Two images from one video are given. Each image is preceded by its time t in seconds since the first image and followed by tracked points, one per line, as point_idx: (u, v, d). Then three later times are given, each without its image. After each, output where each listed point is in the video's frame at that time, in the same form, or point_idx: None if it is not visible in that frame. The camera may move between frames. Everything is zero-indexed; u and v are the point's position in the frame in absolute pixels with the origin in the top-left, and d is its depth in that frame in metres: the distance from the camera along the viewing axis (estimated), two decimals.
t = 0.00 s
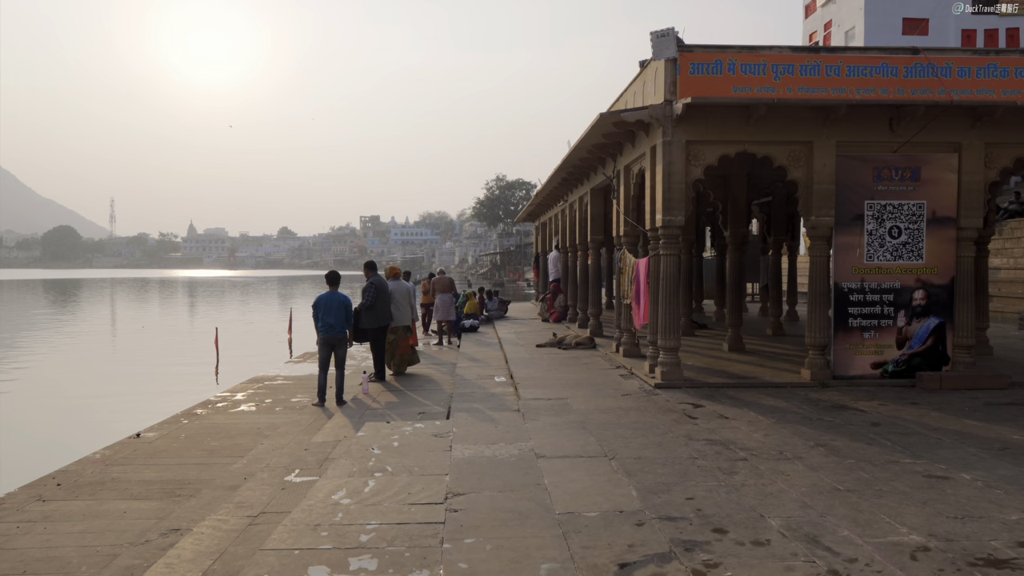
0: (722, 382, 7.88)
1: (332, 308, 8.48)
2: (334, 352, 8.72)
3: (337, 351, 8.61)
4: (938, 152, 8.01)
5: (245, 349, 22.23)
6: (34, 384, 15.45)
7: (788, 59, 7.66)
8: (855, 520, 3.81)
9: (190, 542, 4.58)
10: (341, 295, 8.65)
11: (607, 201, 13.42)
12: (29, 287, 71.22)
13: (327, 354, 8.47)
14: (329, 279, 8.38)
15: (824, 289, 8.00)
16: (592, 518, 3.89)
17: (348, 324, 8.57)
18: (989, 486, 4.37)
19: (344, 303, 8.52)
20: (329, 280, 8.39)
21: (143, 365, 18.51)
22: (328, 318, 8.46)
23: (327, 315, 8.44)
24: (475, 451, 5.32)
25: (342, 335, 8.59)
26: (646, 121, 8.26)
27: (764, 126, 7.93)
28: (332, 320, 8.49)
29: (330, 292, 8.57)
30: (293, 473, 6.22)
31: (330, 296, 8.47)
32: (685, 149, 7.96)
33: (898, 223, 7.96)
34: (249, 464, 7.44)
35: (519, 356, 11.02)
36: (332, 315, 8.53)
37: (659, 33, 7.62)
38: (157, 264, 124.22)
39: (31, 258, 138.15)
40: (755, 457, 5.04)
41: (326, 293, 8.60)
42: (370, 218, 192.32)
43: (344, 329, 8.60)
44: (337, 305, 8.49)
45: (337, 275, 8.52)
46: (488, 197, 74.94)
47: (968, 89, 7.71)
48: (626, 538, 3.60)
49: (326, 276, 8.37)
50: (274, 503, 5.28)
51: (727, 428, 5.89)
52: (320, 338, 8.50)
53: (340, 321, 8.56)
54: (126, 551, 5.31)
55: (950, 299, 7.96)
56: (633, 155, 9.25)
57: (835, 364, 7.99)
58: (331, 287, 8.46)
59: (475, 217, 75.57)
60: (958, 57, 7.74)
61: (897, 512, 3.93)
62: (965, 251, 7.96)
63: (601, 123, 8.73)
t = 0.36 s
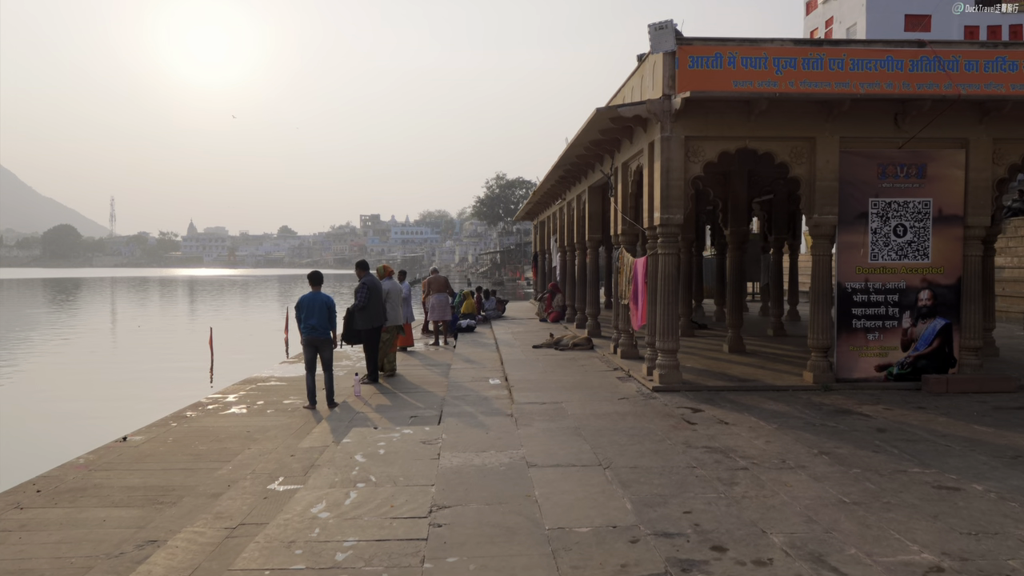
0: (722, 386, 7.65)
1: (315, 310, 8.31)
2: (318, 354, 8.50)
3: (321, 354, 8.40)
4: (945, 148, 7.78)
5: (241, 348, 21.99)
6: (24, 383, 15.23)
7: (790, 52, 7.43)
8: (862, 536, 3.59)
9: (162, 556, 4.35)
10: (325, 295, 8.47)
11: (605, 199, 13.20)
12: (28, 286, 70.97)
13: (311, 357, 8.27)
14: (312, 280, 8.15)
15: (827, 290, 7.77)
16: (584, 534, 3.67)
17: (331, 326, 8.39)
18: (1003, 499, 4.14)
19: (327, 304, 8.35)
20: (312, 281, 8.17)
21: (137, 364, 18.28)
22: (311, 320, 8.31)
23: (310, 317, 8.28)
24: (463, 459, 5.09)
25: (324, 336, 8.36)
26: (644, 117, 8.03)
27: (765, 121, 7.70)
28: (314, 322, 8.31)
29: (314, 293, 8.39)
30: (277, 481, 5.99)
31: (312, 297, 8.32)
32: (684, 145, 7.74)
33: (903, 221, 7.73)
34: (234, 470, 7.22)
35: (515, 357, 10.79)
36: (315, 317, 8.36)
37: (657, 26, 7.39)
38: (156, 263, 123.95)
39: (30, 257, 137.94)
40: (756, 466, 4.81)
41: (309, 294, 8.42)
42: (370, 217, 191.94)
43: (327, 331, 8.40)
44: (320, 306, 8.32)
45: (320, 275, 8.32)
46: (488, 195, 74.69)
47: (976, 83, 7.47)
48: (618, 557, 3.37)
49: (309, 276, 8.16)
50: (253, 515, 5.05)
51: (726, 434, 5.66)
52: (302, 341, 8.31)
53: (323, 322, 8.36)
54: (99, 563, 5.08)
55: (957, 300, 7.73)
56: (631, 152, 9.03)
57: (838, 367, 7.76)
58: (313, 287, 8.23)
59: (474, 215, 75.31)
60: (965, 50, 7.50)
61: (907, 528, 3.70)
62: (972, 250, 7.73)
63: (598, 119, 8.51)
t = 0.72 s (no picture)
0: (723, 387, 7.43)
1: (300, 309, 8.15)
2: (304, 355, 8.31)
3: (309, 354, 8.20)
4: (953, 143, 7.55)
5: (236, 347, 21.73)
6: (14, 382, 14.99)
7: (794, 44, 7.20)
8: (875, 552, 3.36)
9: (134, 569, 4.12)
10: (310, 294, 8.31)
11: (604, 196, 12.98)
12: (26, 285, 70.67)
13: (298, 358, 8.07)
14: (296, 279, 7.97)
15: (832, 289, 7.54)
16: (577, 549, 3.44)
17: (317, 325, 8.21)
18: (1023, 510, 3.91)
19: (313, 303, 8.20)
20: (295, 280, 7.96)
21: (130, 364, 18.03)
22: (296, 320, 8.13)
23: (295, 317, 8.13)
24: (453, 466, 4.86)
25: (311, 336, 8.17)
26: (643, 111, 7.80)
27: (768, 116, 7.48)
28: (299, 322, 8.13)
29: (298, 293, 8.22)
30: (262, 487, 5.76)
31: (296, 297, 8.16)
32: (685, 140, 7.50)
33: (911, 218, 7.50)
34: (221, 475, 6.99)
35: (512, 358, 10.57)
36: (300, 317, 8.17)
37: (656, 16, 7.17)
38: (156, 262, 123.65)
39: (29, 255, 137.67)
40: (760, 474, 4.59)
41: (294, 293, 8.25)
42: (370, 216, 191.57)
43: (314, 331, 8.21)
44: (306, 306, 8.15)
45: (304, 274, 8.14)
46: (487, 194, 74.43)
47: (986, 76, 7.25)
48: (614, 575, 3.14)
49: (292, 275, 7.97)
50: (234, 524, 4.81)
51: (728, 439, 5.44)
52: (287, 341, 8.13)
53: (308, 322, 8.18)
54: (72, 573, 4.85)
55: (966, 299, 7.50)
56: (630, 147, 8.80)
57: (844, 369, 7.53)
58: (297, 287, 8.04)
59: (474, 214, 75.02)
60: (975, 42, 7.27)
61: (923, 542, 3.48)
62: (981, 247, 7.49)
63: (596, 113, 8.28)
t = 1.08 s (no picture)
0: (731, 391, 7.16)
1: (292, 309, 7.89)
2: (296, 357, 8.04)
3: (302, 355, 7.95)
4: (969, 137, 7.28)
5: (233, 347, 21.43)
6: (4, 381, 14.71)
7: (804, 34, 6.93)
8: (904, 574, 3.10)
9: None
10: (301, 294, 8.06)
11: (605, 194, 12.71)
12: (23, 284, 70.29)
13: (290, 359, 7.82)
14: (286, 279, 7.70)
15: (843, 289, 7.28)
16: (581, 569, 3.18)
17: (309, 326, 7.96)
18: None
19: (305, 302, 7.94)
20: (285, 280, 7.70)
21: (124, 363, 17.75)
22: (288, 320, 7.87)
23: (287, 317, 7.86)
24: (449, 476, 4.59)
25: (303, 337, 7.91)
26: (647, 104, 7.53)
27: (777, 109, 7.21)
28: (291, 322, 7.87)
29: (289, 292, 7.95)
30: (249, 495, 5.50)
31: (288, 296, 7.90)
32: (690, 134, 7.24)
33: (925, 215, 7.23)
34: (208, 482, 6.72)
35: (511, 360, 10.30)
36: (292, 317, 7.91)
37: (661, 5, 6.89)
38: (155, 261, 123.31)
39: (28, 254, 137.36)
40: (774, 484, 4.32)
41: (285, 293, 7.99)
42: (370, 215, 191.27)
43: (306, 332, 7.95)
44: (298, 305, 7.90)
45: (293, 273, 7.88)
46: (488, 194, 74.09)
47: (1003, 67, 6.98)
48: None
49: (282, 275, 7.70)
50: (216, 538, 4.55)
51: (738, 446, 5.17)
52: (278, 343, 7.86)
53: (301, 323, 7.92)
54: None
55: (982, 299, 7.23)
56: (633, 142, 8.54)
57: (855, 371, 7.27)
58: (287, 287, 7.77)
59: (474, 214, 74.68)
60: (992, 32, 7.00)
61: (955, 562, 3.21)
62: (998, 246, 7.22)
63: (599, 107, 8.01)
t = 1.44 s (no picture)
0: (737, 397, 6.90)
1: (285, 312, 7.65)
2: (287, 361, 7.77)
3: (295, 359, 7.70)
4: (984, 134, 7.02)
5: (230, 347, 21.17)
6: None
7: (814, 27, 6.67)
8: None
9: None
10: (294, 296, 7.83)
11: (606, 193, 12.47)
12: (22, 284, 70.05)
13: (285, 363, 7.55)
14: (277, 280, 7.45)
15: (854, 291, 7.02)
16: None
17: (303, 329, 7.73)
18: None
19: (298, 304, 7.72)
20: (276, 281, 7.45)
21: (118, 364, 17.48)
22: (282, 323, 7.62)
23: (280, 320, 7.61)
24: (442, 491, 4.34)
25: (297, 339, 7.67)
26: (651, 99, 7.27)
27: (785, 105, 6.96)
28: (285, 325, 7.62)
29: (282, 294, 7.72)
30: (235, 509, 5.24)
31: (280, 298, 7.66)
32: (696, 131, 6.98)
33: (939, 214, 6.97)
34: (194, 492, 6.46)
35: (510, 363, 10.04)
36: (285, 320, 7.66)
37: None
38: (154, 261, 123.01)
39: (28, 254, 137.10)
40: (788, 501, 4.06)
41: (277, 295, 7.75)
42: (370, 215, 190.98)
43: (300, 335, 7.72)
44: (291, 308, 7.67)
45: (285, 274, 7.64)
46: (488, 193, 73.82)
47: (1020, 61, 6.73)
48: None
49: (274, 276, 7.46)
50: (195, 557, 4.28)
51: (748, 458, 4.91)
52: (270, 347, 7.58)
53: (295, 325, 7.68)
54: None
55: (998, 302, 6.97)
56: (635, 139, 8.29)
57: (867, 376, 7.01)
58: (279, 289, 7.53)
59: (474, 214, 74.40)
60: (1009, 24, 6.75)
61: None
62: (1015, 246, 6.96)
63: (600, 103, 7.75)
